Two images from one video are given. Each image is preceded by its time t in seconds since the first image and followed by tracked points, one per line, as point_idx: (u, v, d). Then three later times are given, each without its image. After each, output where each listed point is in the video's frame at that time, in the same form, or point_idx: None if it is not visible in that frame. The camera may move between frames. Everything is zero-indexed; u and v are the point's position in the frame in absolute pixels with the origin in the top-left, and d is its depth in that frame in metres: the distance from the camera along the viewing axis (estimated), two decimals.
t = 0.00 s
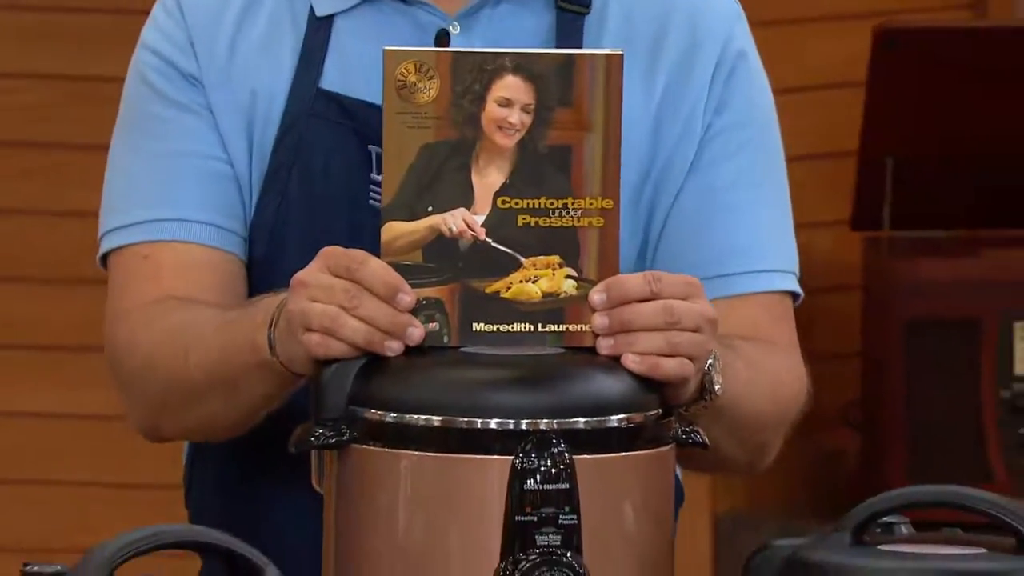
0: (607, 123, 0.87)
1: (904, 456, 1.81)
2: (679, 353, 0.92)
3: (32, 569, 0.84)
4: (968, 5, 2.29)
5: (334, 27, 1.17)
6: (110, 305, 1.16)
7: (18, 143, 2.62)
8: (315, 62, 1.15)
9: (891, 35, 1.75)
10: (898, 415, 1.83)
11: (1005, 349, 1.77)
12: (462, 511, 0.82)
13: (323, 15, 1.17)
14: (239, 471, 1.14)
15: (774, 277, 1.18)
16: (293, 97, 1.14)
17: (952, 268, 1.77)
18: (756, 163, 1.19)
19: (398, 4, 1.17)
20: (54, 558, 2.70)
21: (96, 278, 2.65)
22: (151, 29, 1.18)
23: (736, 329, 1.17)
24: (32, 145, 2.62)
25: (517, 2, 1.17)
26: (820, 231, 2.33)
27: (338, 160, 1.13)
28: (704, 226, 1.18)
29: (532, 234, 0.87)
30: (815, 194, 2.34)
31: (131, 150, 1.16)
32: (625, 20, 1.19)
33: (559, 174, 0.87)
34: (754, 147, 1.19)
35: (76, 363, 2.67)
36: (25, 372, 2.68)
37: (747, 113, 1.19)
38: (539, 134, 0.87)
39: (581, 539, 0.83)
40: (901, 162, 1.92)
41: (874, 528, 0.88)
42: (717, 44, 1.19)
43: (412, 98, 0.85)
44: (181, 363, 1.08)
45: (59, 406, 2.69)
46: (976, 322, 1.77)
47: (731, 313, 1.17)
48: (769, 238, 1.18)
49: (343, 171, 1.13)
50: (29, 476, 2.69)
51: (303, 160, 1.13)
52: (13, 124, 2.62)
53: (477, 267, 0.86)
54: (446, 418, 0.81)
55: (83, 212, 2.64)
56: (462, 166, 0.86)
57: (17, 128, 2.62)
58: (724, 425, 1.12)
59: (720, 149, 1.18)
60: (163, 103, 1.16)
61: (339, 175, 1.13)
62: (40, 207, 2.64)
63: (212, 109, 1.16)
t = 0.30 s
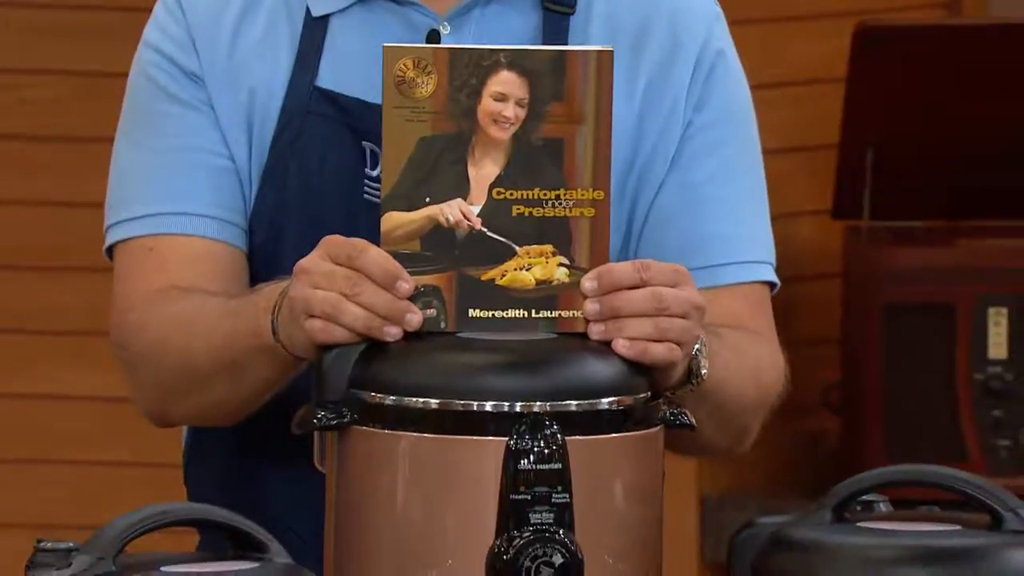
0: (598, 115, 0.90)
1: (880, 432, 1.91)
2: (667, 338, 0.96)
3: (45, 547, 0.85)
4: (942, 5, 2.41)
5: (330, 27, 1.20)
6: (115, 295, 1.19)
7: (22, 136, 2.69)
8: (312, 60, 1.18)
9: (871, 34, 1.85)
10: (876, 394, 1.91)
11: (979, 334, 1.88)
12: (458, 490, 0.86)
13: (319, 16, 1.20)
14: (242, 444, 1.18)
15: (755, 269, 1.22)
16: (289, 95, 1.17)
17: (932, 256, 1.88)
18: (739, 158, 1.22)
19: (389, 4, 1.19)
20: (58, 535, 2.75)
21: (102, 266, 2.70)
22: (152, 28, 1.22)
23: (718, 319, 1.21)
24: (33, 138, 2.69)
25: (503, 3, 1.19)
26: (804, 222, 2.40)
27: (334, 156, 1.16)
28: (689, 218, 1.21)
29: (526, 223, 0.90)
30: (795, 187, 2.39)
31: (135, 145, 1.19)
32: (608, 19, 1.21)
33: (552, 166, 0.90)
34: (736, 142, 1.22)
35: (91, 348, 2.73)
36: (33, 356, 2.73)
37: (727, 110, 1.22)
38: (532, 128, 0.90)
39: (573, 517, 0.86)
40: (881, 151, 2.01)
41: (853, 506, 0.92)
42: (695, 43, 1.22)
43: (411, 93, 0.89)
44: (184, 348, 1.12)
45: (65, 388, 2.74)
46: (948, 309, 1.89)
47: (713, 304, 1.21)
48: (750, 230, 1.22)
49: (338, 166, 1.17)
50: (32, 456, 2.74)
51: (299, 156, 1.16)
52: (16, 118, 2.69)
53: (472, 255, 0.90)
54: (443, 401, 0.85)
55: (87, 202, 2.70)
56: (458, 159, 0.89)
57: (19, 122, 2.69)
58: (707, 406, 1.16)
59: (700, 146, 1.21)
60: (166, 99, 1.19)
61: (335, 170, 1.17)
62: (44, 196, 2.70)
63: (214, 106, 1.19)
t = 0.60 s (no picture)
0: (586, 100, 0.93)
1: (859, 405, 1.90)
2: (655, 318, 0.99)
3: (54, 519, 0.89)
4: None
5: (326, 25, 1.22)
6: (121, 282, 1.22)
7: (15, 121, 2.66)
8: (310, 55, 1.21)
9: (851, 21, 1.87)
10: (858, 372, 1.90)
11: (955, 313, 1.87)
12: (453, 466, 0.89)
13: (316, 13, 1.22)
14: (239, 428, 1.21)
15: (740, 257, 1.25)
16: (288, 90, 1.20)
17: (911, 239, 1.87)
18: (725, 150, 1.25)
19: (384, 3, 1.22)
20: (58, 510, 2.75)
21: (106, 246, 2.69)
22: (155, 22, 1.24)
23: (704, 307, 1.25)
24: (24, 122, 2.65)
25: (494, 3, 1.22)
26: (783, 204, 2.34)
27: (330, 151, 1.19)
28: (677, 208, 1.24)
29: (517, 207, 0.93)
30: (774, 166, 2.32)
31: (139, 138, 1.22)
32: (597, 14, 1.24)
33: (542, 152, 0.93)
34: (722, 134, 1.25)
35: (95, 327, 2.72)
36: (35, 333, 2.72)
37: (712, 104, 1.25)
38: (524, 115, 0.93)
39: (564, 491, 0.90)
40: (861, 137, 2.03)
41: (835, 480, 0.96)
42: (682, 37, 1.25)
43: (406, 82, 0.91)
44: (188, 329, 1.15)
45: (67, 365, 2.73)
46: (925, 287, 1.88)
47: (698, 290, 1.25)
48: (736, 219, 1.25)
49: (335, 162, 1.19)
50: (33, 432, 2.73)
51: (297, 152, 1.19)
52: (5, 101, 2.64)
53: (465, 238, 0.93)
54: (438, 378, 0.88)
55: (78, 186, 2.67)
56: (451, 145, 0.92)
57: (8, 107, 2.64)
58: (692, 386, 1.19)
59: (687, 138, 1.24)
60: (169, 93, 1.22)
61: (330, 164, 1.19)
62: (40, 180, 2.67)
63: (215, 100, 1.21)
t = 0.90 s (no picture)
0: (577, 86, 0.96)
1: (841, 382, 1.92)
2: (644, 297, 1.02)
3: (62, 491, 0.92)
4: None
5: (326, 13, 1.25)
6: (125, 263, 1.24)
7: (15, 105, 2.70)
8: (309, 43, 1.24)
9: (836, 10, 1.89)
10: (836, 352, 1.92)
11: (933, 290, 1.88)
12: (449, 441, 0.92)
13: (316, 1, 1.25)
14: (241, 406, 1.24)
15: (729, 241, 1.28)
16: (289, 76, 1.23)
17: (891, 220, 1.88)
18: (715, 137, 1.29)
19: None
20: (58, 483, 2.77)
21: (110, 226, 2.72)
22: (159, 10, 1.26)
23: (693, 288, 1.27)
24: (22, 108, 2.68)
25: None
26: (767, 186, 2.36)
27: (331, 134, 1.22)
28: (667, 194, 1.27)
29: (511, 189, 0.96)
30: (760, 149, 2.34)
31: (143, 123, 1.24)
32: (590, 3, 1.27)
33: (536, 135, 0.95)
34: (712, 121, 1.28)
35: (100, 304, 2.74)
36: (39, 309, 2.74)
37: (701, 91, 1.28)
38: (518, 99, 0.95)
39: (556, 464, 0.93)
40: (843, 119, 2.07)
41: (818, 453, 0.99)
42: (673, 25, 1.27)
43: (403, 67, 0.94)
44: (191, 311, 1.18)
45: (71, 341, 2.75)
46: (904, 267, 1.89)
47: (686, 276, 1.28)
48: (724, 204, 1.28)
49: (334, 144, 1.22)
50: (33, 406, 2.75)
51: (299, 135, 1.22)
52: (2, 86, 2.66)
53: (461, 219, 0.95)
54: (434, 354, 0.91)
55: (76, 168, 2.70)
56: (447, 129, 0.95)
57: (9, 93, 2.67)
58: (681, 363, 1.22)
59: (678, 124, 1.27)
60: (172, 80, 1.24)
61: (331, 147, 1.22)
62: (41, 162, 2.70)
63: (217, 86, 1.24)
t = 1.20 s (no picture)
0: (570, 69, 0.99)
1: (829, 359, 1.96)
2: (636, 274, 1.04)
3: (69, 463, 0.95)
4: None
5: None
6: (131, 244, 1.27)
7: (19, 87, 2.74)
8: (311, 27, 1.26)
9: None
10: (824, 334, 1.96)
11: (917, 266, 1.91)
12: (447, 414, 0.94)
13: None
14: (251, 380, 1.27)
15: (721, 220, 1.30)
16: (291, 59, 1.25)
17: (875, 200, 1.91)
18: (709, 118, 1.31)
19: None
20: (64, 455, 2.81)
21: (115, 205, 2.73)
22: None
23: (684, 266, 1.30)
24: (35, 87, 2.70)
25: None
26: (755, 167, 2.38)
27: (333, 116, 1.24)
28: (661, 172, 1.30)
29: (506, 168, 0.98)
30: (747, 132, 2.37)
31: (147, 107, 1.26)
32: None
33: (530, 116, 0.98)
34: (705, 103, 1.30)
35: (105, 281, 2.75)
36: (45, 287, 2.76)
37: (693, 73, 1.30)
38: (511, 82, 0.98)
39: (550, 437, 0.96)
40: (830, 104, 2.09)
41: (806, 426, 1.01)
42: (666, 10, 1.30)
43: (400, 51, 0.96)
44: (196, 292, 1.21)
45: (77, 317, 2.77)
46: (889, 243, 1.92)
47: (676, 250, 1.31)
48: (716, 184, 1.31)
49: (336, 125, 1.25)
50: (38, 381, 2.79)
51: (302, 117, 1.25)
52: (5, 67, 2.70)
53: (456, 198, 0.98)
54: (431, 331, 0.93)
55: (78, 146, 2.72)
56: (444, 111, 0.97)
57: (13, 74, 2.70)
58: (671, 339, 1.24)
59: (671, 106, 1.29)
60: (176, 64, 1.26)
61: (332, 129, 1.25)
62: (44, 142, 2.72)
63: (220, 70, 1.26)
